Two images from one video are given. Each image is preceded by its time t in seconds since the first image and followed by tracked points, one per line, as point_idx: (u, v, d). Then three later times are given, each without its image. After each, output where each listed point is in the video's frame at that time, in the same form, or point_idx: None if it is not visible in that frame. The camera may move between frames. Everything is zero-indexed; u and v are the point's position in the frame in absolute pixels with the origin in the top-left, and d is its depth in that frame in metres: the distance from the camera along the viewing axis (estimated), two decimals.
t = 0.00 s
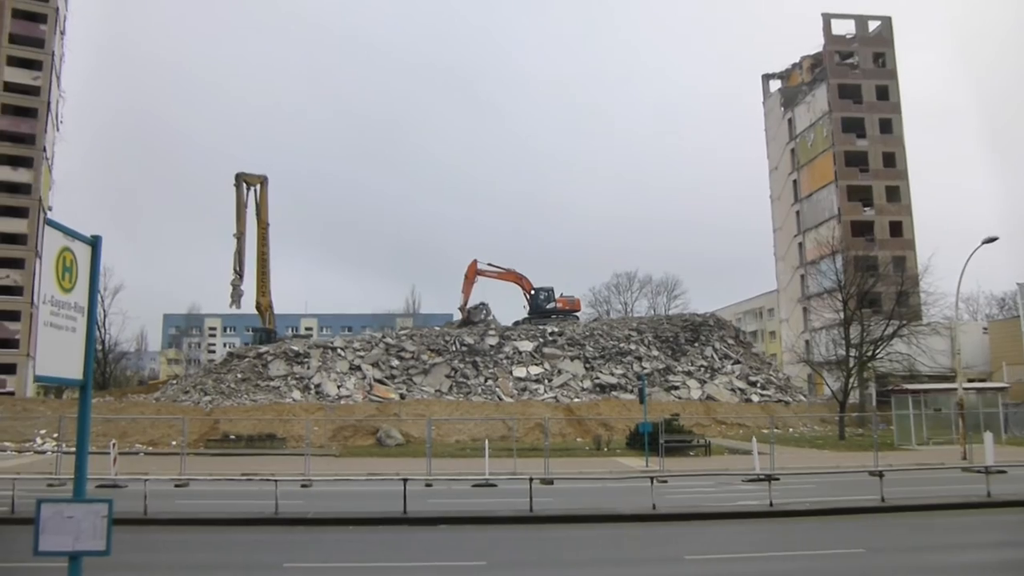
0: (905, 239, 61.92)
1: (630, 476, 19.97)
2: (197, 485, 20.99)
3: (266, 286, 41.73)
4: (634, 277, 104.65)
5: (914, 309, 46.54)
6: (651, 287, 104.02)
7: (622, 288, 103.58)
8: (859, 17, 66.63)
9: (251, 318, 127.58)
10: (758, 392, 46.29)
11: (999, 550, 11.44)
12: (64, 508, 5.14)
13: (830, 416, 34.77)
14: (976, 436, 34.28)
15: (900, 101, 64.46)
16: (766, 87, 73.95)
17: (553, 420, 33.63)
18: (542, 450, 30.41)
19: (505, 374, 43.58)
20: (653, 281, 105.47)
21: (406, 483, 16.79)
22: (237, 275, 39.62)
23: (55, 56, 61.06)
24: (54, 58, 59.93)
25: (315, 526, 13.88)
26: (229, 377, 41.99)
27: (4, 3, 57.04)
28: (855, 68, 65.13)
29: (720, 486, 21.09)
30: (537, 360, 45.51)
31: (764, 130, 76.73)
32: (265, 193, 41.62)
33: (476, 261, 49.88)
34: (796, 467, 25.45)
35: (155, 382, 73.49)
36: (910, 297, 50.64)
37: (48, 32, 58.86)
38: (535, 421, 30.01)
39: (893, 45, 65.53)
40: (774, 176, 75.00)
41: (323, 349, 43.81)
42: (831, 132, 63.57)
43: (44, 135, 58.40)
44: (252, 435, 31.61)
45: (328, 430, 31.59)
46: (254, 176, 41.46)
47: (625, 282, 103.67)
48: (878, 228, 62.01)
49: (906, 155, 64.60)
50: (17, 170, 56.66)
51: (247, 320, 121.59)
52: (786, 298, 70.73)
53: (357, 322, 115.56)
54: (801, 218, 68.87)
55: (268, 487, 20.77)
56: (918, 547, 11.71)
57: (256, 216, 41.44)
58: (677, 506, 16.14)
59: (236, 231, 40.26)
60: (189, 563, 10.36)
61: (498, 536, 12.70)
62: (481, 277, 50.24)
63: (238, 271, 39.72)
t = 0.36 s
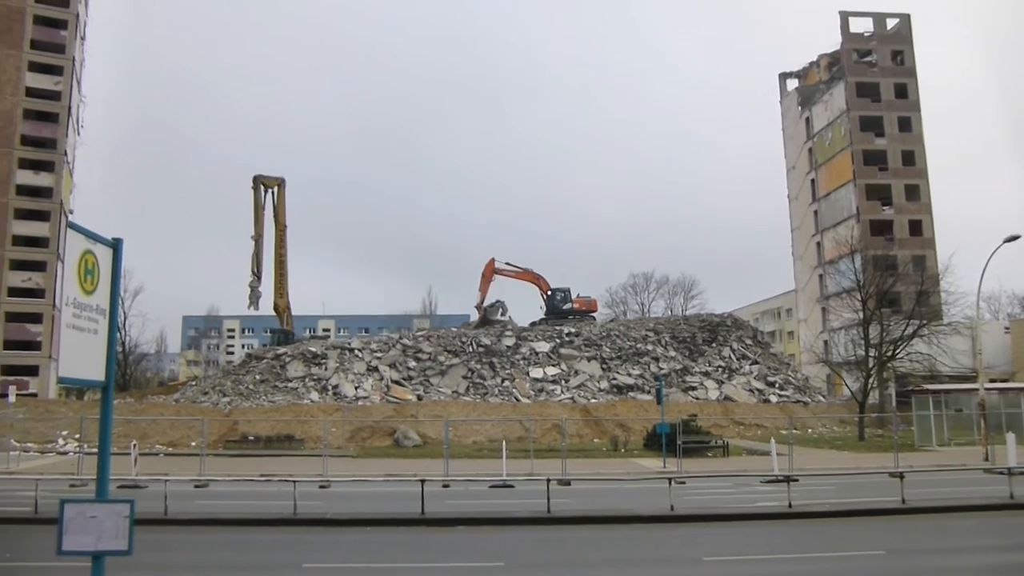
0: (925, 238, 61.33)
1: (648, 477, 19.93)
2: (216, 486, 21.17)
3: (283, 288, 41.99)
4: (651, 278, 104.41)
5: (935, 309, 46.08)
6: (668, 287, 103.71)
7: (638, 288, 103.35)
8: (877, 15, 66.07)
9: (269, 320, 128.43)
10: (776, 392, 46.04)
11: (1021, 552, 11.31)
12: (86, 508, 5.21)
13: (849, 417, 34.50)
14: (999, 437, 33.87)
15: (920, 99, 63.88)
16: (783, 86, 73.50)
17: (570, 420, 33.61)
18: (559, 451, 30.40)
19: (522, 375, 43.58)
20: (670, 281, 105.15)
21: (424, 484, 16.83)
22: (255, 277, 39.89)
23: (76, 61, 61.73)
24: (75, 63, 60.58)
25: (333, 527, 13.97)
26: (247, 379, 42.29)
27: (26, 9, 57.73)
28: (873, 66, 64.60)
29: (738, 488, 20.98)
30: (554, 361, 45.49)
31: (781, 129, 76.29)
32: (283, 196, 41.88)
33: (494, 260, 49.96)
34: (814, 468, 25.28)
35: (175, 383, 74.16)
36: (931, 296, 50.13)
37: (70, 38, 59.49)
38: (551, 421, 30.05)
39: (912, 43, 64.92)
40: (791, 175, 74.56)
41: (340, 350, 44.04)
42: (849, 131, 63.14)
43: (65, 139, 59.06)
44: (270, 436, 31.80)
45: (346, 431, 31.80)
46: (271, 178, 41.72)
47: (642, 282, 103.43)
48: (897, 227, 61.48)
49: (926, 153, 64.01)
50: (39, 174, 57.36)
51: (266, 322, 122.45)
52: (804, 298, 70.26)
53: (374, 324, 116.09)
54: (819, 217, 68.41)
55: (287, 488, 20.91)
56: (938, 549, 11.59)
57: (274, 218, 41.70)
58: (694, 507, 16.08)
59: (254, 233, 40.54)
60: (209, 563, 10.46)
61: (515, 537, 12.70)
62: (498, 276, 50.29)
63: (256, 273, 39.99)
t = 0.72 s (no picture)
0: (945, 238, 60.78)
1: (665, 479, 19.88)
2: (235, 486, 21.32)
3: (300, 289, 42.20)
4: (667, 279, 104.13)
5: (955, 309, 45.65)
6: (685, 288, 103.33)
7: (655, 289, 103.03)
8: (895, 13, 65.55)
9: (287, 321, 129.17)
10: (794, 393, 45.78)
11: None
12: (108, 508, 5.27)
13: (868, 418, 34.22)
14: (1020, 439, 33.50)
15: (939, 98, 63.33)
16: (800, 85, 73.07)
17: (586, 421, 33.57)
18: (576, 452, 30.40)
19: (538, 376, 43.56)
20: (686, 282, 104.76)
21: (440, 485, 16.86)
22: (272, 279, 40.14)
23: (95, 65, 62.30)
24: (95, 67, 61.18)
25: (351, 527, 14.05)
26: (265, 380, 42.55)
27: (47, 15, 58.33)
28: (892, 64, 64.09)
29: (756, 489, 20.87)
30: (571, 362, 45.43)
31: (799, 128, 75.81)
32: (299, 198, 42.12)
33: (511, 259, 50.00)
34: (833, 470, 25.11)
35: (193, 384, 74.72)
36: (951, 297, 49.69)
37: (89, 42, 60.02)
38: (568, 422, 30.02)
39: (931, 41, 64.37)
40: (809, 175, 74.09)
41: (357, 351, 44.21)
42: (867, 130, 62.68)
43: (85, 142, 59.57)
44: (288, 437, 31.98)
45: (362, 431, 31.94)
46: (288, 180, 41.97)
47: (658, 283, 103.10)
48: (916, 227, 60.96)
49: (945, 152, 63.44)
50: (60, 177, 57.81)
51: (283, 323, 123.08)
52: (822, 298, 69.76)
53: (391, 325, 116.55)
54: (837, 217, 67.94)
55: (304, 488, 21.05)
56: (958, 552, 11.49)
57: (291, 220, 41.94)
58: (712, 509, 16.02)
59: (271, 235, 40.78)
60: (227, 562, 10.54)
61: (531, 538, 12.70)
62: (515, 276, 50.30)
63: (273, 275, 40.23)
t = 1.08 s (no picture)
0: (970, 237, 60.04)
1: (686, 481, 19.79)
2: (257, 487, 21.48)
3: (321, 292, 42.44)
4: (687, 280, 103.67)
5: (981, 309, 45.05)
6: (705, 288, 102.81)
7: (675, 290, 102.59)
8: (917, 9, 64.85)
9: (307, 323, 129.92)
10: (817, 394, 45.39)
11: None
12: (133, 509, 5.32)
13: (892, 420, 33.82)
14: None
15: (963, 95, 62.57)
16: (821, 84, 72.46)
17: (607, 423, 33.45)
18: (597, 454, 30.32)
19: (559, 377, 43.51)
20: (707, 282, 104.22)
21: (461, 487, 16.88)
22: (293, 281, 40.40)
23: (118, 72, 63.05)
24: (118, 73, 61.91)
25: (373, 528, 14.11)
26: (287, 382, 42.84)
27: (71, 22, 59.01)
28: (914, 62, 63.39)
29: (779, 491, 20.72)
30: (591, 363, 45.32)
31: (820, 127, 75.19)
32: (320, 201, 42.36)
33: (532, 259, 50.01)
34: (856, 472, 24.87)
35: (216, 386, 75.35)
36: (976, 296, 49.06)
37: (113, 48, 60.57)
38: (588, 424, 29.95)
39: (955, 38, 63.62)
40: (831, 174, 73.47)
41: (377, 353, 44.39)
42: (889, 129, 62.06)
43: (109, 148, 60.22)
44: (310, 438, 32.15)
45: (383, 433, 32.08)
46: (309, 183, 42.23)
47: (678, 283, 102.64)
48: (940, 226, 60.27)
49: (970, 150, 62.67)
50: (84, 182, 58.48)
51: (304, 325, 123.80)
52: (844, 298, 69.14)
53: (411, 327, 116.86)
54: (859, 216, 67.32)
55: (325, 490, 21.17)
56: (985, 555, 11.33)
57: (312, 223, 42.20)
58: (734, 511, 15.93)
59: (292, 238, 41.04)
60: (252, 563, 10.62)
61: (552, 540, 12.68)
62: (535, 276, 50.29)
63: (294, 278, 40.49)
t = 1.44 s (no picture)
0: (998, 236, 59.20)
1: (710, 483, 19.73)
2: (281, 489, 21.66)
3: (344, 294, 42.66)
4: (710, 280, 103.11)
5: (1010, 308, 44.35)
6: (728, 289, 102.16)
7: (697, 291, 102.03)
8: (943, 5, 64.04)
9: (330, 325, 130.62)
10: (841, 395, 44.93)
11: None
12: (160, 509, 5.37)
13: (919, 422, 33.40)
14: None
15: (989, 92, 61.71)
16: (844, 82, 71.81)
17: (630, 425, 33.37)
18: (620, 455, 30.24)
19: (581, 378, 43.47)
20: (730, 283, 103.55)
21: (484, 488, 16.91)
22: (316, 283, 40.66)
23: (144, 77, 63.83)
24: (143, 79, 62.67)
25: (396, 529, 14.16)
26: (310, 384, 43.13)
27: (98, 28, 59.54)
28: (940, 58, 62.62)
29: (804, 494, 20.55)
30: (613, 365, 45.19)
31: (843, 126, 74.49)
32: (342, 203, 42.62)
33: (554, 260, 50.00)
34: (883, 474, 24.63)
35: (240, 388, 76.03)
36: (1004, 296, 48.36)
37: (138, 54, 61.58)
38: (611, 425, 29.92)
39: (981, 34, 62.74)
40: (855, 173, 72.83)
41: (400, 355, 44.54)
42: (914, 127, 61.39)
43: (134, 152, 61.11)
44: (333, 440, 32.35)
45: (406, 435, 32.25)
46: (331, 186, 42.49)
47: (701, 284, 102.05)
48: (967, 224, 59.49)
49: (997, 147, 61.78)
50: (111, 186, 59.42)
51: (327, 328, 124.51)
52: (870, 298, 68.41)
53: (433, 328, 117.17)
54: (884, 215, 66.63)
55: (348, 491, 21.28)
56: (1014, 559, 11.13)
57: (334, 225, 42.46)
58: (759, 514, 15.80)
59: (315, 240, 41.32)
60: (275, 564, 10.69)
61: (576, 542, 12.66)
62: (558, 276, 50.24)
63: (317, 280, 40.76)
